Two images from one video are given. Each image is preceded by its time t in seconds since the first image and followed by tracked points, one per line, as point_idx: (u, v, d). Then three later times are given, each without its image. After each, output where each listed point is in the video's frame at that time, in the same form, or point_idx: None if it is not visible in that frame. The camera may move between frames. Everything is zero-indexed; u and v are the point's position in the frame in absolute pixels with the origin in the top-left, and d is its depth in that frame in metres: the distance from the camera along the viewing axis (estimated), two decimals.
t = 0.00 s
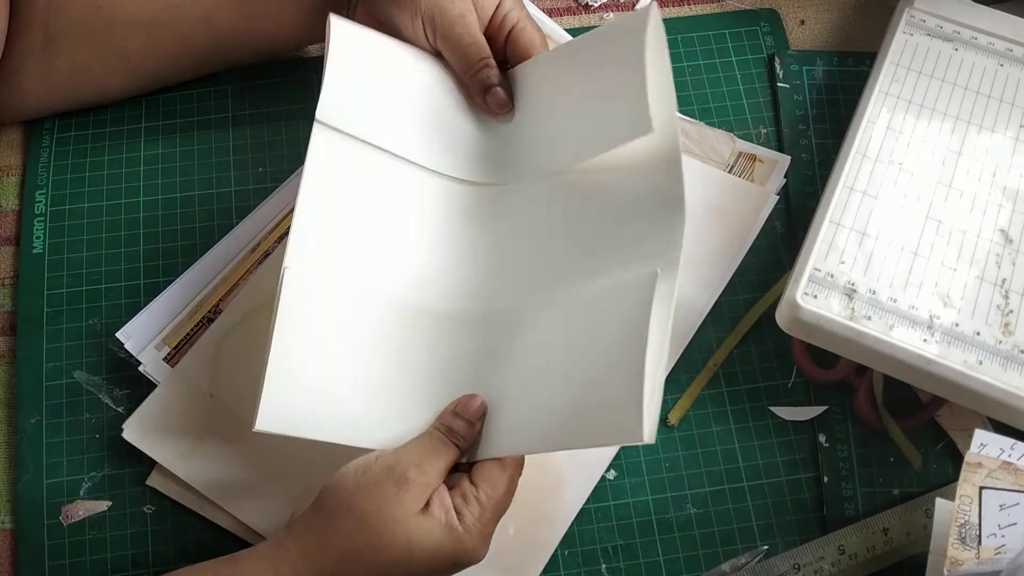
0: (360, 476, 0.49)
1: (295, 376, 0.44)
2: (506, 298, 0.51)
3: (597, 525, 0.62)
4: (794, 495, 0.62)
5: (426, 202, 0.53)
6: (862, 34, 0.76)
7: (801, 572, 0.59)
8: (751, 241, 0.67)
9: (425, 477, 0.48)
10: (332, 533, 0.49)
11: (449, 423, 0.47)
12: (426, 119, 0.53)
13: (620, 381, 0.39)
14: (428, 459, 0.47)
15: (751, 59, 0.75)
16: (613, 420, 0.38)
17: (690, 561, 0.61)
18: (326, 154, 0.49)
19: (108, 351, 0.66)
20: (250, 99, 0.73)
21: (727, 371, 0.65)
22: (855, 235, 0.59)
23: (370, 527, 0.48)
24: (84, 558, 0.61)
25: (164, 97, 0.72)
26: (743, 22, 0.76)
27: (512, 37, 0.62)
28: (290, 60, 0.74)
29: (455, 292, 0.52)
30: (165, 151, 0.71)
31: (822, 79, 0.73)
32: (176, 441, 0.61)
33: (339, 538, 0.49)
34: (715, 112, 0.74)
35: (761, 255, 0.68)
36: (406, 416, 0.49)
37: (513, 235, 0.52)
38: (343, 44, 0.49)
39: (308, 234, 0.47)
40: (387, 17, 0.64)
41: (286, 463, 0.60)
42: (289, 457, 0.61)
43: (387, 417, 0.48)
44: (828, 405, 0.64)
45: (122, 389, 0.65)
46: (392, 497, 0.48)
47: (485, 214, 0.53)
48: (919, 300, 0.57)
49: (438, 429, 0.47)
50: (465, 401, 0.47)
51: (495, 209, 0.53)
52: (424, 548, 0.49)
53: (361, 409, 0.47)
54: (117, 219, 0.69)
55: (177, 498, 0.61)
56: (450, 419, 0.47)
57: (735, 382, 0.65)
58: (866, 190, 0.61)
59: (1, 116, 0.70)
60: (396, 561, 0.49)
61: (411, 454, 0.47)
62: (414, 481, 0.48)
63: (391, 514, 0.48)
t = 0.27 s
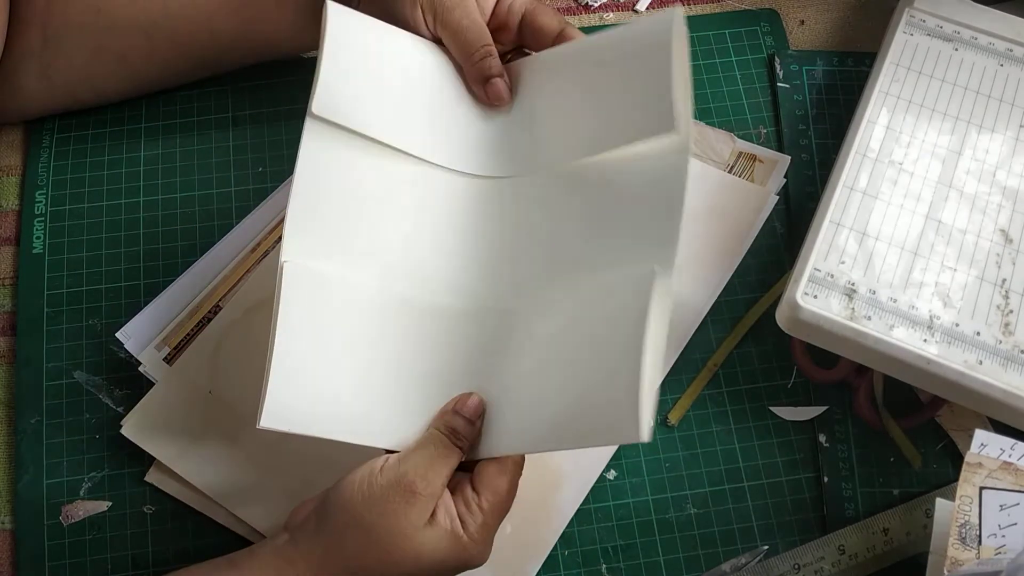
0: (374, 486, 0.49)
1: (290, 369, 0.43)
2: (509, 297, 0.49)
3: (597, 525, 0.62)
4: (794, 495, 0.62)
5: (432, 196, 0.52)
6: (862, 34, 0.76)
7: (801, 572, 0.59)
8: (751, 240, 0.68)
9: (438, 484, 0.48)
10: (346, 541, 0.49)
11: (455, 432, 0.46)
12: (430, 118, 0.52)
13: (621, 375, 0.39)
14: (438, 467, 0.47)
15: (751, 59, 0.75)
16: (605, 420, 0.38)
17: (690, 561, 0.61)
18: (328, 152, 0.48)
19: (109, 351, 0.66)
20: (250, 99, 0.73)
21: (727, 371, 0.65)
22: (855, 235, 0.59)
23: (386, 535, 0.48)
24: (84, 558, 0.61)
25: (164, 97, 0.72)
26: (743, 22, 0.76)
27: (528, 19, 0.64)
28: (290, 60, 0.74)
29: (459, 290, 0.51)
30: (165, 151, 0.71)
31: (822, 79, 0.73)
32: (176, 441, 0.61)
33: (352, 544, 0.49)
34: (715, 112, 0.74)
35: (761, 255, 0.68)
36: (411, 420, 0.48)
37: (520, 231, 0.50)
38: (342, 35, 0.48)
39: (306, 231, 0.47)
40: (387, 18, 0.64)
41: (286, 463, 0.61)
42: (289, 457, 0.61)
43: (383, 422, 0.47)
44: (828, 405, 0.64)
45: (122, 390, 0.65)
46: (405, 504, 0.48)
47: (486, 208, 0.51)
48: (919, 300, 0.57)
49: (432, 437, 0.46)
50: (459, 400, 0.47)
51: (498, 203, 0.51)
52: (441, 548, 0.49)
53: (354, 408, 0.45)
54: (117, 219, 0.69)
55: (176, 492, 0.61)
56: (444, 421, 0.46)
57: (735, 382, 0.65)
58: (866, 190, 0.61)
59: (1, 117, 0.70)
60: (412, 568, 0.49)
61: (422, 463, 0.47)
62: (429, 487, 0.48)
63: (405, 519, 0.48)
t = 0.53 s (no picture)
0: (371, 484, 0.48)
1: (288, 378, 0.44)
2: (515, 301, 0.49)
3: (597, 525, 0.62)
4: (793, 495, 0.62)
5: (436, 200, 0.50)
6: (862, 34, 0.76)
7: (801, 572, 0.59)
8: (751, 240, 0.68)
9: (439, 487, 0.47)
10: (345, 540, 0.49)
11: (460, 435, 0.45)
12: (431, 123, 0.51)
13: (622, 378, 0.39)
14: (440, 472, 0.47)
15: (751, 59, 0.75)
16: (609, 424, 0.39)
17: (690, 562, 0.61)
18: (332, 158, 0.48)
19: (109, 351, 0.66)
20: (250, 99, 0.73)
21: (727, 371, 0.65)
22: (855, 235, 0.59)
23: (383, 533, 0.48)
24: (84, 558, 0.61)
25: (164, 97, 0.72)
26: (743, 22, 0.76)
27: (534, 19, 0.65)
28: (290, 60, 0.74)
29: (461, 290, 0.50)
30: (165, 151, 0.71)
31: (822, 79, 0.73)
32: (176, 441, 0.61)
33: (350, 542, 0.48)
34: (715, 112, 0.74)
35: (761, 255, 0.68)
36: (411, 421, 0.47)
37: (525, 233, 0.50)
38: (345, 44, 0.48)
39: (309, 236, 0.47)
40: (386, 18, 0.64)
41: (286, 463, 0.60)
42: (289, 457, 0.61)
43: (387, 425, 0.47)
44: (828, 405, 0.64)
45: (122, 390, 0.65)
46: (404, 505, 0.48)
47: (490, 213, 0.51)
48: (919, 299, 0.57)
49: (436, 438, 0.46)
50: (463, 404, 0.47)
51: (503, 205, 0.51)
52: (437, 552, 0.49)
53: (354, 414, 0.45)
54: (117, 220, 0.69)
55: (175, 494, 0.61)
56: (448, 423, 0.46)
57: (735, 382, 0.65)
58: (866, 190, 0.61)
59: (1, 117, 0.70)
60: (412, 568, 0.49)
61: (422, 464, 0.47)
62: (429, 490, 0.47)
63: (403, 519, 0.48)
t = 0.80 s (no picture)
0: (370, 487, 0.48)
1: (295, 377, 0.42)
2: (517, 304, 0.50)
3: (597, 525, 0.62)
4: (793, 495, 0.62)
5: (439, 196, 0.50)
6: (862, 33, 0.76)
7: (801, 572, 0.59)
8: (750, 241, 0.68)
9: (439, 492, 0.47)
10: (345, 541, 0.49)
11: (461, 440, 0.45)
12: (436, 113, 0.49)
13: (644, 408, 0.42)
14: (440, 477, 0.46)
15: (751, 59, 0.75)
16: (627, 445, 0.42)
17: (690, 562, 0.61)
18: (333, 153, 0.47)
19: (109, 351, 0.66)
20: (250, 99, 0.73)
21: (727, 371, 0.65)
22: (855, 235, 0.59)
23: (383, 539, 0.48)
24: (84, 558, 0.61)
25: (164, 97, 0.72)
26: (743, 22, 0.76)
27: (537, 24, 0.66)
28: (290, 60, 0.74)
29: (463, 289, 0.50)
30: (165, 151, 0.71)
31: (821, 79, 0.73)
32: (176, 441, 0.61)
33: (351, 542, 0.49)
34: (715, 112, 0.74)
35: (761, 255, 0.68)
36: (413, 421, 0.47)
37: (528, 234, 0.50)
38: (347, 39, 0.47)
39: (312, 230, 0.46)
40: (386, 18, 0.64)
41: (288, 461, 0.61)
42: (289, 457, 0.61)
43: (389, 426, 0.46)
44: (828, 405, 0.64)
45: (122, 390, 0.65)
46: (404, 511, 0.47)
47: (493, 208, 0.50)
48: (919, 299, 0.57)
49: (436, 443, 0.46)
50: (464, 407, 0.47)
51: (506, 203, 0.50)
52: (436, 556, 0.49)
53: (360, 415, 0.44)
54: (117, 220, 0.69)
55: (176, 494, 0.61)
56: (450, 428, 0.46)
57: (735, 382, 0.65)
58: (866, 189, 0.61)
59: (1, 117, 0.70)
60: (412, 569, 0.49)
61: (424, 470, 0.46)
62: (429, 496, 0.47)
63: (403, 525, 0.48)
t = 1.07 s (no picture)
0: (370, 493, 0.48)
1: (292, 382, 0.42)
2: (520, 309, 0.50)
3: (597, 525, 0.62)
4: (794, 495, 0.62)
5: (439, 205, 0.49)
6: (862, 33, 0.76)
7: (801, 572, 0.59)
8: (750, 241, 0.68)
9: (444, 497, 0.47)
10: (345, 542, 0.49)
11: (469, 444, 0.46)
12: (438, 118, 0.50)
13: (653, 409, 0.43)
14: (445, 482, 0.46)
15: (751, 59, 0.75)
16: (637, 453, 0.42)
17: (690, 562, 0.61)
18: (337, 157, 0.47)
19: (109, 352, 0.66)
20: (250, 99, 0.73)
21: (727, 371, 0.65)
22: (855, 235, 0.59)
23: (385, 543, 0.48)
24: (84, 558, 0.61)
25: (164, 97, 0.72)
26: (743, 22, 0.76)
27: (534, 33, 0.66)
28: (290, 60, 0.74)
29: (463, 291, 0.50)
30: (165, 151, 0.71)
31: (821, 79, 0.73)
32: (176, 441, 0.61)
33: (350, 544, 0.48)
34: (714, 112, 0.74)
35: (761, 255, 0.68)
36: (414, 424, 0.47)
37: (526, 242, 0.50)
38: (348, 41, 0.47)
39: (312, 243, 0.45)
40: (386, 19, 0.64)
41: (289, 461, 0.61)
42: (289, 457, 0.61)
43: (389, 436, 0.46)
44: (828, 405, 0.64)
45: (122, 390, 0.65)
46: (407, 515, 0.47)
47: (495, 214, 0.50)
48: (919, 299, 0.57)
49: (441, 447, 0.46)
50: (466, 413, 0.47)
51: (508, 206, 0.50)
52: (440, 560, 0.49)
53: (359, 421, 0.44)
54: (117, 220, 0.69)
55: (176, 494, 0.61)
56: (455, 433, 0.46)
57: (735, 382, 0.65)
58: (866, 189, 0.61)
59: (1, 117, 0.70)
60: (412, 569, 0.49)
61: (428, 471, 0.46)
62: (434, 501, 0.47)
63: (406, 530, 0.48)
